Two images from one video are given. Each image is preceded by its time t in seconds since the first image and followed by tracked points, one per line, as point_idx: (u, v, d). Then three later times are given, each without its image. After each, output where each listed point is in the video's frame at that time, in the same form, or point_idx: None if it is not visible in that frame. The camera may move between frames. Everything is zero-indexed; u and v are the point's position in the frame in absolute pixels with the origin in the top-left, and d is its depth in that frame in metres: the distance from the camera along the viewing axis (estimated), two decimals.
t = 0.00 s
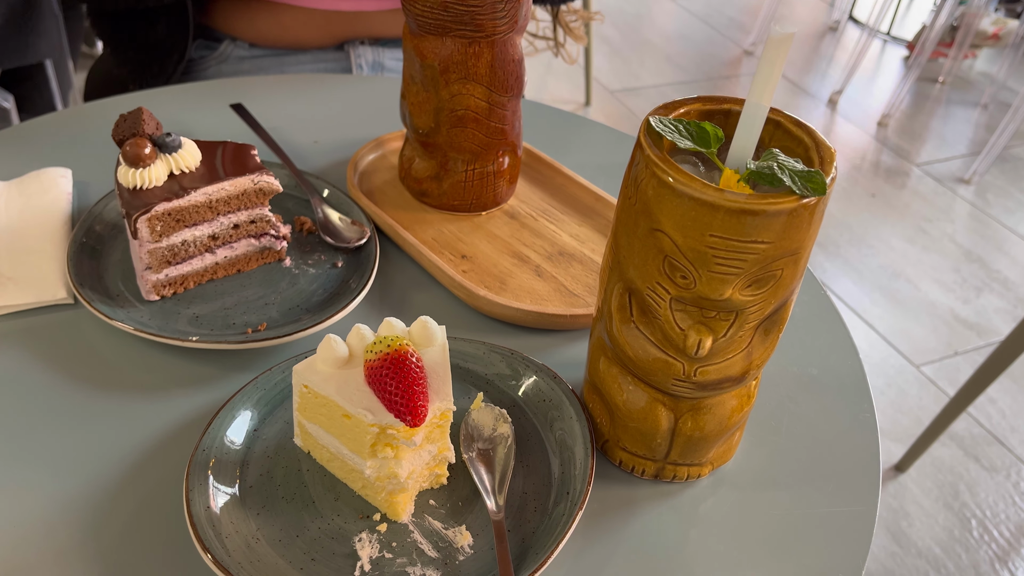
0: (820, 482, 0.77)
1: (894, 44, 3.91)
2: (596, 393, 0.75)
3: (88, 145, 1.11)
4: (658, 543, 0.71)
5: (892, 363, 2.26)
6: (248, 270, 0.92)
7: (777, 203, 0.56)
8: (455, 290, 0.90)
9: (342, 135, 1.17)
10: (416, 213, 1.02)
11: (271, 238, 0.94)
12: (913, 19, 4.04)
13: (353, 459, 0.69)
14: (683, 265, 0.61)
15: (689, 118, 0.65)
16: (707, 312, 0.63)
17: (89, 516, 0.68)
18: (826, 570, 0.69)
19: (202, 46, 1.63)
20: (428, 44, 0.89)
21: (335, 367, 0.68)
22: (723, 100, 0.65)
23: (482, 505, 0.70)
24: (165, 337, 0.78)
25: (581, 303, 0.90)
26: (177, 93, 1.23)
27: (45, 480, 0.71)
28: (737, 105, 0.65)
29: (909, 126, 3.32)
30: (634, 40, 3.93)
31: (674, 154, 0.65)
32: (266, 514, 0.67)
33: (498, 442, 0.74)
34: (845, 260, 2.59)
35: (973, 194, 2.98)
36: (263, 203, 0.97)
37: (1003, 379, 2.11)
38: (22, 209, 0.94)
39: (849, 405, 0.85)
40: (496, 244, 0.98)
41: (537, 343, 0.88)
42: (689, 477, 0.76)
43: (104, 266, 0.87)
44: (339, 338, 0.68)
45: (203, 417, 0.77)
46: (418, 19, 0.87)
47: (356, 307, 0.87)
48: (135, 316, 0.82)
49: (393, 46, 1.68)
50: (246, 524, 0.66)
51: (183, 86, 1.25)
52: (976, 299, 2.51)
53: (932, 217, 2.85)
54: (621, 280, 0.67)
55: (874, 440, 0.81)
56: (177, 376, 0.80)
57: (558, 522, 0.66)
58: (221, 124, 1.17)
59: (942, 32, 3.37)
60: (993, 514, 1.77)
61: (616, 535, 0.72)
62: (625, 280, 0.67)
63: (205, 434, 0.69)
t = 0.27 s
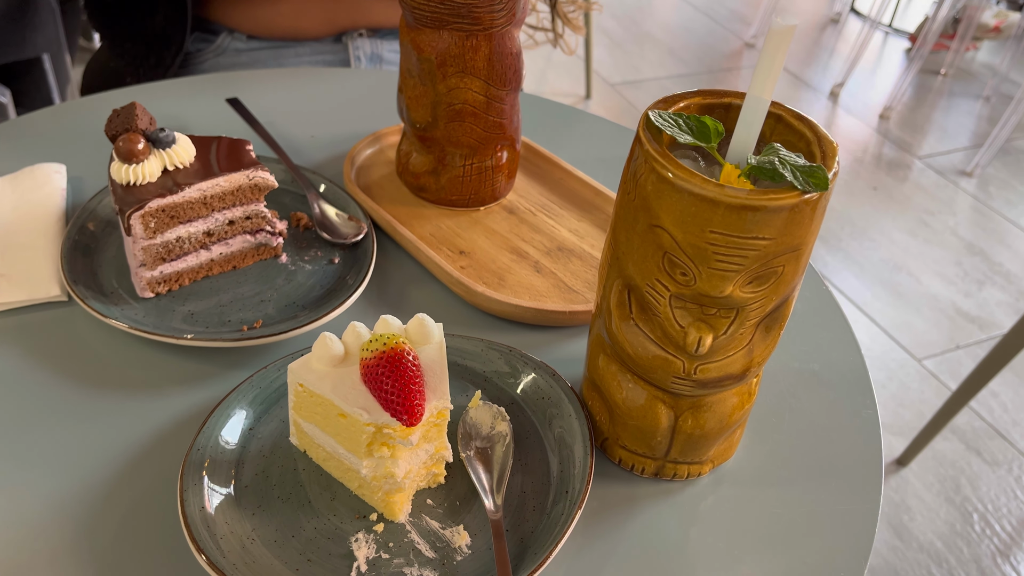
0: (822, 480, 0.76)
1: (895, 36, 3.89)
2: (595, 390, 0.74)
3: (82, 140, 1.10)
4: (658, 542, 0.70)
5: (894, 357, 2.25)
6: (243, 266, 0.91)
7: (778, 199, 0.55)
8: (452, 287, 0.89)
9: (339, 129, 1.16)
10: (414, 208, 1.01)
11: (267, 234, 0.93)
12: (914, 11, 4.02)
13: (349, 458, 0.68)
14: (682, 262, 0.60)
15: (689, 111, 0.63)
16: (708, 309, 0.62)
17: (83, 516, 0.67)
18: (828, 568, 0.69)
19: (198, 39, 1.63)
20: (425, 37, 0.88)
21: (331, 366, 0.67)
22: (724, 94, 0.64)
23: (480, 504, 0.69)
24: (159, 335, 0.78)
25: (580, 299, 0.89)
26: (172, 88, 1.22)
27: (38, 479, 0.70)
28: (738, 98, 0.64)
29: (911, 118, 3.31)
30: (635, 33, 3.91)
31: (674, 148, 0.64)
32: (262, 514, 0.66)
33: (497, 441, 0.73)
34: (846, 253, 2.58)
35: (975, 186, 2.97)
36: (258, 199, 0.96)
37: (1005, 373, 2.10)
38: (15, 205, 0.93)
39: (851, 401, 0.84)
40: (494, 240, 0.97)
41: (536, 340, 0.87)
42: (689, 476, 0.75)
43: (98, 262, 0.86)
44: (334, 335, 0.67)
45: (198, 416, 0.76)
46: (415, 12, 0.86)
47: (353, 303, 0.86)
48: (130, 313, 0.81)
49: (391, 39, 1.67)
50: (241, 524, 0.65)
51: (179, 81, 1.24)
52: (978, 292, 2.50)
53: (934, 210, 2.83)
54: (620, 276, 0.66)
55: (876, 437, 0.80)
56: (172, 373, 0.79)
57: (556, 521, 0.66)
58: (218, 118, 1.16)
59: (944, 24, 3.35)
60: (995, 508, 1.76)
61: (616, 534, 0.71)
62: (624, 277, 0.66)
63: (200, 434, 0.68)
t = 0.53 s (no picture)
0: (826, 477, 0.75)
1: (898, 27, 3.87)
2: (596, 388, 0.73)
3: (78, 134, 1.08)
4: (660, 542, 0.70)
5: (896, 351, 2.24)
6: (241, 262, 0.90)
7: (784, 194, 0.54)
8: (452, 282, 0.88)
9: (337, 123, 1.15)
10: (413, 203, 1.00)
11: (264, 230, 0.92)
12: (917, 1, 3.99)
13: (347, 458, 0.67)
14: (685, 258, 0.58)
15: (692, 105, 0.62)
16: (711, 307, 0.61)
17: (77, 517, 0.66)
18: (833, 568, 0.68)
19: (197, 31, 1.61)
20: (424, 29, 0.87)
21: (328, 364, 0.66)
22: (727, 87, 0.63)
23: (480, 504, 0.68)
24: (155, 332, 0.77)
25: (581, 295, 0.88)
26: (169, 81, 1.21)
27: (32, 479, 0.69)
28: (742, 91, 0.63)
29: (914, 110, 3.29)
30: (636, 24, 3.89)
31: (676, 143, 0.63)
32: (259, 515, 0.65)
33: (497, 439, 0.72)
34: (849, 246, 2.57)
35: (978, 179, 2.95)
36: (255, 194, 0.95)
37: (1008, 366, 2.09)
38: (10, 201, 0.92)
39: (855, 398, 0.83)
40: (494, 235, 0.96)
41: (536, 336, 0.86)
42: (692, 474, 0.74)
43: (93, 259, 0.85)
44: (332, 333, 0.66)
45: (194, 414, 0.75)
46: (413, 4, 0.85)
47: (351, 300, 0.85)
48: (126, 310, 0.80)
49: (391, 29, 1.64)
50: (238, 525, 0.64)
51: (176, 74, 1.22)
52: (981, 285, 2.49)
53: (937, 202, 2.82)
54: (622, 273, 0.65)
55: (881, 434, 0.79)
56: (168, 371, 0.78)
57: (558, 521, 0.65)
58: (215, 112, 1.14)
59: (948, 15, 3.33)
60: (997, 502, 1.75)
61: (617, 533, 0.70)
62: (625, 273, 0.64)
63: (196, 433, 0.67)
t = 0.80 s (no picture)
0: (831, 477, 0.74)
1: (902, 17, 3.84)
2: (598, 386, 0.72)
3: (74, 129, 1.07)
4: (663, 543, 0.69)
5: (899, 344, 2.23)
6: (238, 258, 0.89)
7: (790, 190, 0.53)
8: (452, 279, 0.87)
9: (336, 117, 1.14)
10: (413, 197, 0.99)
11: (262, 225, 0.91)
12: None
13: (345, 458, 0.66)
14: (690, 256, 0.57)
15: (697, 99, 0.61)
16: (716, 305, 0.59)
17: (71, 518, 0.65)
18: (839, 569, 0.67)
19: (195, 22, 1.59)
20: (423, 21, 0.85)
21: (326, 363, 0.65)
22: (733, 80, 0.62)
23: (481, 504, 0.67)
24: (151, 330, 0.76)
25: (583, 291, 0.87)
26: (166, 74, 1.19)
27: (25, 480, 0.68)
28: (748, 85, 0.61)
29: (918, 102, 3.27)
30: (638, 16, 3.87)
31: (680, 138, 0.61)
32: (256, 516, 0.64)
33: (498, 438, 0.71)
34: (852, 239, 2.55)
35: (982, 170, 2.94)
36: (252, 189, 0.94)
37: (1012, 359, 2.08)
38: (4, 196, 0.91)
39: (861, 396, 0.82)
40: (494, 230, 0.95)
41: (537, 333, 0.85)
42: (696, 474, 0.73)
43: (88, 255, 0.84)
44: (330, 332, 0.65)
45: (190, 413, 0.74)
46: None
47: (350, 296, 0.84)
48: (121, 308, 0.79)
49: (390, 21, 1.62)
50: (235, 526, 0.63)
51: (173, 67, 1.21)
52: (985, 277, 2.47)
53: (941, 195, 2.80)
54: (625, 271, 0.64)
55: (887, 432, 0.78)
56: (164, 370, 0.77)
57: (559, 522, 0.64)
58: (212, 105, 1.13)
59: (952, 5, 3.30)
60: (1001, 496, 1.74)
61: (620, 534, 0.69)
62: (628, 271, 0.63)
63: (192, 433, 0.66)
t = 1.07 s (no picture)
0: (837, 477, 0.73)
1: (906, 8, 3.81)
2: (601, 384, 0.71)
3: (70, 122, 1.06)
4: (667, 543, 0.68)
5: (902, 337, 2.21)
6: (235, 254, 0.88)
7: (797, 187, 0.51)
8: (452, 275, 0.86)
9: (336, 109, 1.12)
10: (413, 192, 0.98)
11: (259, 220, 0.89)
12: None
13: (343, 458, 0.65)
14: (695, 254, 0.56)
15: (702, 92, 0.60)
16: (721, 304, 0.58)
17: (66, 518, 0.64)
18: (845, 571, 0.66)
19: (193, 13, 1.57)
20: (422, 13, 0.84)
21: (324, 362, 0.64)
22: (739, 73, 0.60)
23: (482, 505, 0.66)
24: (147, 327, 0.75)
25: (586, 287, 0.86)
26: (163, 66, 1.18)
27: (20, 480, 0.67)
28: (754, 78, 0.60)
29: (922, 93, 3.25)
30: (640, 6, 3.84)
31: (686, 132, 0.60)
32: (254, 516, 0.63)
33: (499, 437, 0.70)
34: (855, 231, 2.54)
35: (986, 162, 2.92)
36: (249, 184, 0.93)
37: (1016, 353, 2.06)
38: None
39: (867, 394, 0.81)
40: (495, 225, 0.94)
41: (539, 330, 0.84)
42: (700, 473, 0.72)
43: (84, 251, 0.83)
44: (327, 330, 0.64)
45: (187, 411, 0.73)
46: None
47: (349, 292, 0.83)
48: (117, 305, 0.78)
49: (391, 12, 1.60)
50: (232, 527, 0.62)
51: (171, 59, 1.20)
52: (989, 270, 2.46)
53: (945, 187, 2.78)
54: (628, 268, 0.63)
55: (893, 431, 0.77)
56: (161, 367, 0.76)
57: (561, 523, 0.63)
58: (210, 98, 1.12)
59: None
60: (1004, 490, 1.73)
61: (622, 535, 0.68)
62: (631, 268, 0.62)
63: (188, 433, 0.66)
